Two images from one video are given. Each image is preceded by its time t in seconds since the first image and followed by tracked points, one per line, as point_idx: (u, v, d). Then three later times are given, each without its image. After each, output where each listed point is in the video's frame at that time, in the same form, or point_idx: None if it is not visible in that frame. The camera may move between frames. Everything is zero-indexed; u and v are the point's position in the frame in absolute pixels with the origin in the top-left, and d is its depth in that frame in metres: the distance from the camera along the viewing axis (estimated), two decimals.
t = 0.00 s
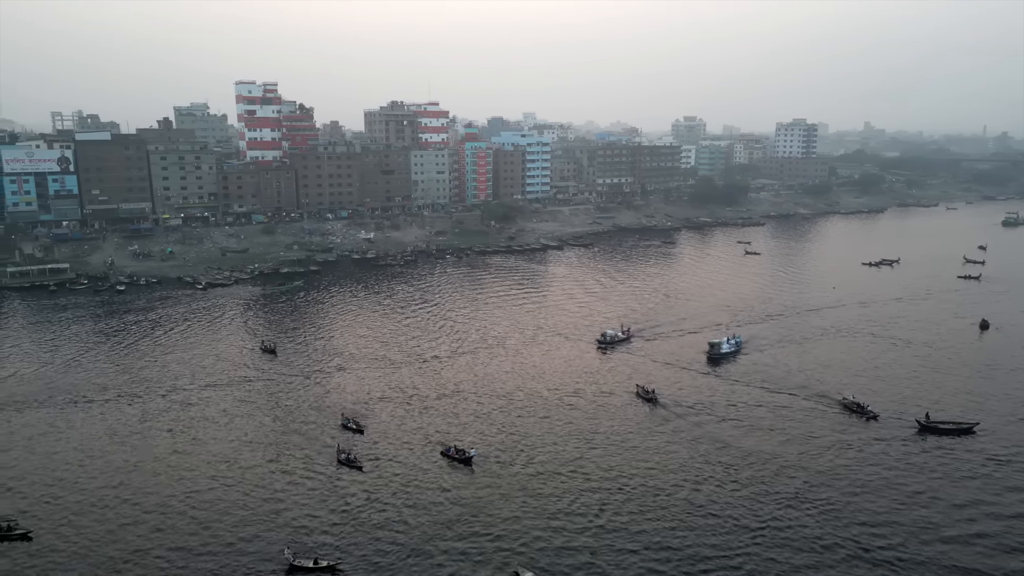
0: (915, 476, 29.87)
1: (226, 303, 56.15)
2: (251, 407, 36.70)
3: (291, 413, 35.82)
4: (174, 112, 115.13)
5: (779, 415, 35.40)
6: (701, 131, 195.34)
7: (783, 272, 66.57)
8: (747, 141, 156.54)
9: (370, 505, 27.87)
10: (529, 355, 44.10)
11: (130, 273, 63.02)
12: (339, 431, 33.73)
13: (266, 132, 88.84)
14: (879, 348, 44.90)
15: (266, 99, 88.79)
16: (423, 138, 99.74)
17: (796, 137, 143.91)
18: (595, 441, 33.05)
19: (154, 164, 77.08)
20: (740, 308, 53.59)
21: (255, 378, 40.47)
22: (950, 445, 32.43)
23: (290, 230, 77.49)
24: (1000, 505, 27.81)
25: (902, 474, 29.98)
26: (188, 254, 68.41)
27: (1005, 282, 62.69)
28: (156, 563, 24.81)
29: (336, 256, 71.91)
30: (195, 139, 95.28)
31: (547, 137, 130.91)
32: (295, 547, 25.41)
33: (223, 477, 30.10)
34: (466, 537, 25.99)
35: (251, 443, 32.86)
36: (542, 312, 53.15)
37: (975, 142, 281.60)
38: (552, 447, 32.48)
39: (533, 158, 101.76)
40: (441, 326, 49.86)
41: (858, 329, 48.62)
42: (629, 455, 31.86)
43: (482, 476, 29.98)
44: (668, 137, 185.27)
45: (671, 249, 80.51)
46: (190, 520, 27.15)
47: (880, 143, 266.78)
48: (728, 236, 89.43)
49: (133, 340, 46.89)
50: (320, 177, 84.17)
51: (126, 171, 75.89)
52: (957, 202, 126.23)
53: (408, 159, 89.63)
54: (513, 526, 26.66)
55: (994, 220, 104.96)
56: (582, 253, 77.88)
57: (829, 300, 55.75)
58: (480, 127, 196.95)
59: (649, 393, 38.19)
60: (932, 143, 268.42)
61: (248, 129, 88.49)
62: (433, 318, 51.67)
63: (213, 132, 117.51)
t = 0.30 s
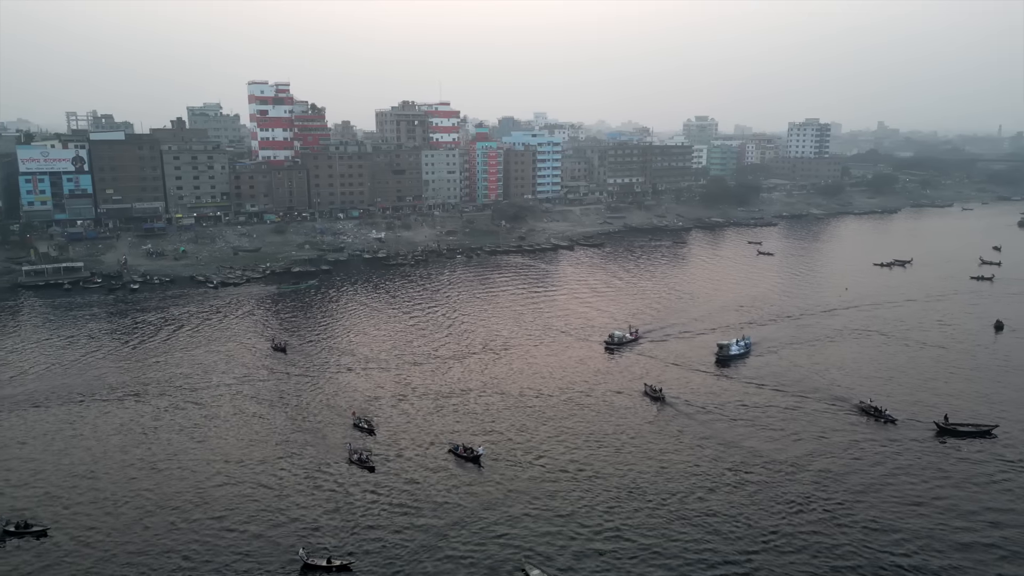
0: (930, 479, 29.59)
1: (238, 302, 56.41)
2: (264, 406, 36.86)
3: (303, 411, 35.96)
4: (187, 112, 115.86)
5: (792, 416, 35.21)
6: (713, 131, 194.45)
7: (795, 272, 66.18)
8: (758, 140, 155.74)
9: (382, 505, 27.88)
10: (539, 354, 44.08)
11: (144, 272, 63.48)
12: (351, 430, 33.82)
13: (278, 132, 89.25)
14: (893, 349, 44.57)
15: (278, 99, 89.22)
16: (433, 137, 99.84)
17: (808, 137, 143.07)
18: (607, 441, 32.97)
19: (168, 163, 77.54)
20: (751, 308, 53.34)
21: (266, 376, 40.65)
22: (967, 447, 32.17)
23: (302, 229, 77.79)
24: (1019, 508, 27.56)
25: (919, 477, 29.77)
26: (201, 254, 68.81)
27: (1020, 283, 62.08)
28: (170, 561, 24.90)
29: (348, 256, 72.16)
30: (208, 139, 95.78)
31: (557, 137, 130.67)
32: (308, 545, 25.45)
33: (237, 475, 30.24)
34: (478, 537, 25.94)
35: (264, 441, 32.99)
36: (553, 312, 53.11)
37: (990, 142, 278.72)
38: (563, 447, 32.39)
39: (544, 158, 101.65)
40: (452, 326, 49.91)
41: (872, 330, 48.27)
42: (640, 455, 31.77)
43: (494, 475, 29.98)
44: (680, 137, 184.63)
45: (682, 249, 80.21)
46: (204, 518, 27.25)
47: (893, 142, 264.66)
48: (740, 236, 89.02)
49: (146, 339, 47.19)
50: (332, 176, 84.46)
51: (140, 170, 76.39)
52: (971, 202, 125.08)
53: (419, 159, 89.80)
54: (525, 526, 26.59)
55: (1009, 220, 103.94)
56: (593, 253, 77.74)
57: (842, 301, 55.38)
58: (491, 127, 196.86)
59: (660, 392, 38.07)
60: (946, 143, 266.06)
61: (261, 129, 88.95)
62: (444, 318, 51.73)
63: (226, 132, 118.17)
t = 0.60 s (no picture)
0: (946, 483, 29.27)
1: (250, 301, 56.60)
2: (275, 404, 36.96)
3: (315, 411, 36.03)
4: (200, 112, 116.57)
5: (805, 417, 34.95)
6: (725, 130, 193.45)
7: (808, 273, 65.72)
8: (771, 140, 154.82)
9: (392, 503, 27.90)
10: (550, 354, 43.98)
11: (157, 271, 63.85)
12: (362, 429, 33.87)
13: (290, 132, 89.60)
14: (907, 350, 44.15)
15: (290, 99, 89.64)
16: (445, 137, 99.86)
17: (821, 137, 142.10)
18: (618, 442, 32.84)
19: (181, 163, 77.91)
20: (763, 309, 53.00)
21: (278, 375, 40.74)
22: (984, 449, 31.81)
23: (313, 229, 78.02)
24: None
25: (935, 479, 29.47)
26: (214, 253, 69.13)
27: None
28: (183, 559, 24.98)
29: (358, 255, 72.32)
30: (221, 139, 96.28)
31: (568, 137, 130.38)
32: (321, 543, 25.48)
33: (248, 474, 30.32)
34: (489, 537, 25.88)
35: (275, 440, 33.06)
36: (564, 312, 53.00)
37: (1006, 142, 275.58)
38: (574, 447, 32.31)
39: (554, 157, 101.46)
40: (462, 325, 49.86)
41: (885, 332, 47.82)
42: (651, 455, 31.63)
43: (504, 475, 29.94)
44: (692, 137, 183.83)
45: (693, 249, 79.82)
46: (216, 516, 27.35)
47: (907, 143, 262.41)
48: (751, 236, 88.46)
49: (158, 337, 47.46)
50: (343, 176, 84.68)
51: (154, 169, 76.80)
52: (987, 203, 123.77)
53: (430, 159, 89.90)
54: (537, 525, 26.54)
55: None
56: (603, 253, 77.51)
57: (855, 302, 54.91)
58: (502, 127, 196.79)
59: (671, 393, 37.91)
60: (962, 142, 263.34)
61: (273, 129, 89.33)
62: (454, 318, 51.70)
63: (239, 132, 118.77)
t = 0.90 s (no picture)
0: (964, 486, 28.82)
1: (261, 300, 56.70)
2: (286, 403, 36.94)
3: (324, 409, 35.97)
4: (213, 113, 117.12)
5: (820, 419, 34.56)
6: (736, 130, 192.39)
7: (821, 274, 65.13)
8: (783, 140, 153.76)
9: (404, 503, 27.76)
10: (561, 354, 43.78)
11: (171, 270, 64.12)
12: (372, 429, 33.76)
13: (302, 132, 89.84)
14: (922, 352, 43.60)
15: (302, 100, 89.91)
16: (455, 138, 99.83)
17: (834, 137, 141.02)
18: (629, 442, 32.57)
19: (194, 163, 78.17)
20: (776, 310, 52.50)
21: (288, 374, 40.70)
22: (1004, 453, 31.29)
23: (325, 228, 78.15)
24: None
25: (954, 484, 29.01)
26: (226, 252, 69.34)
27: None
28: (195, 557, 24.92)
29: (369, 255, 72.36)
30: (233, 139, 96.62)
31: (579, 137, 129.92)
32: (333, 542, 25.36)
33: (259, 472, 30.25)
34: (500, 537, 25.69)
35: (286, 439, 33.00)
36: (574, 312, 52.73)
37: (1022, 143, 272.32)
38: (586, 448, 32.08)
39: (565, 157, 101.15)
40: (472, 325, 49.72)
41: (899, 334, 47.24)
42: (663, 456, 31.34)
43: (515, 475, 29.73)
44: (703, 137, 182.92)
45: (705, 249, 79.31)
46: (228, 515, 27.29)
47: (921, 142, 259.90)
48: (763, 237, 87.83)
49: (170, 336, 47.59)
50: (354, 176, 84.77)
51: (167, 169, 77.05)
52: (1003, 204, 122.35)
53: (440, 159, 89.85)
54: (549, 526, 26.31)
55: None
56: (614, 253, 77.18)
57: (869, 304, 54.30)
58: (513, 127, 196.56)
59: (682, 394, 37.57)
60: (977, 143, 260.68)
61: (285, 129, 89.60)
62: (464, 317, 51.56)
63: (251, 132, 119.29)
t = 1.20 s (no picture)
0: (982, 490, 28.35)
1: (273, 299, 56.77)
2: (297, 402, 36.92)
3: (335, 409, 35.94)
4: (226, 113, 117.69)
5: (834, 421, 34.19)
6: (748, 130, 191.33)
7: (834, 275, 64.56)
8: (795, 140, 152.75)
9: (415, 502, 27.63)
10: (571, 354, 43.56)
11: (183, 269, 64.38)
12: (382, 428, 33.70)
13: (314, 132, 90.08)
14: (937, 354, 43.08)
15: (313, 100, 90.24)
16: (466, 137, 99.77)
17: (847, 137, 139.92)
18: (641, 443, 32.32)
19: (207, 162, 78.44)
20: (789, 311, 52.06)
21: (299, 374, 40.69)
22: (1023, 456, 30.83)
23: (336, 228, 78.26)
24: None
25: (973, 487, 28.59)
26: (238, 251, 69.56)
27: None
28: (208, 555, 24.90)
29: (380, 254, 72.41)
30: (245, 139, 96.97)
31: (590, 136, 129.53)
32: (345, 541, 25.29)
33: (271, 471, 30.22)
34: (512, 538, 25.53)
35: (297, 437, 32.98)
36: (585, 312, 52.51)
37: None
38: (597, 448, 31.83)
39: (576, 157, 100.85)
40: (482, 325, 49.56)
41: (914, 336, 46.70)
42: (675, 456, 31.10)
43: (527, 475, 29.57)
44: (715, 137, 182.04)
45: (716, 249, 78.81)
46: (240, 513, 27.25)
47: (935, 142, 257.58)
48: (776, 237, 87.23)
49: (183, 335, 47.69)
50: (366, 175, 84.86)
51: (179, 169, 77.35)
52: (1019, 204, 120.96)
53: (451, 159, 89.80)
54: (562, 527, 26.09)
55: None
56: (625, 253, 76.85)
57: (883, 305, 53.72)
58: (524, 127, 196.34)
59: (694, 394, 37.29)
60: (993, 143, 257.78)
61: (297, 129, 89.86)
62: (475, 317, 51.42)
63: (263, 132, 119.74)
